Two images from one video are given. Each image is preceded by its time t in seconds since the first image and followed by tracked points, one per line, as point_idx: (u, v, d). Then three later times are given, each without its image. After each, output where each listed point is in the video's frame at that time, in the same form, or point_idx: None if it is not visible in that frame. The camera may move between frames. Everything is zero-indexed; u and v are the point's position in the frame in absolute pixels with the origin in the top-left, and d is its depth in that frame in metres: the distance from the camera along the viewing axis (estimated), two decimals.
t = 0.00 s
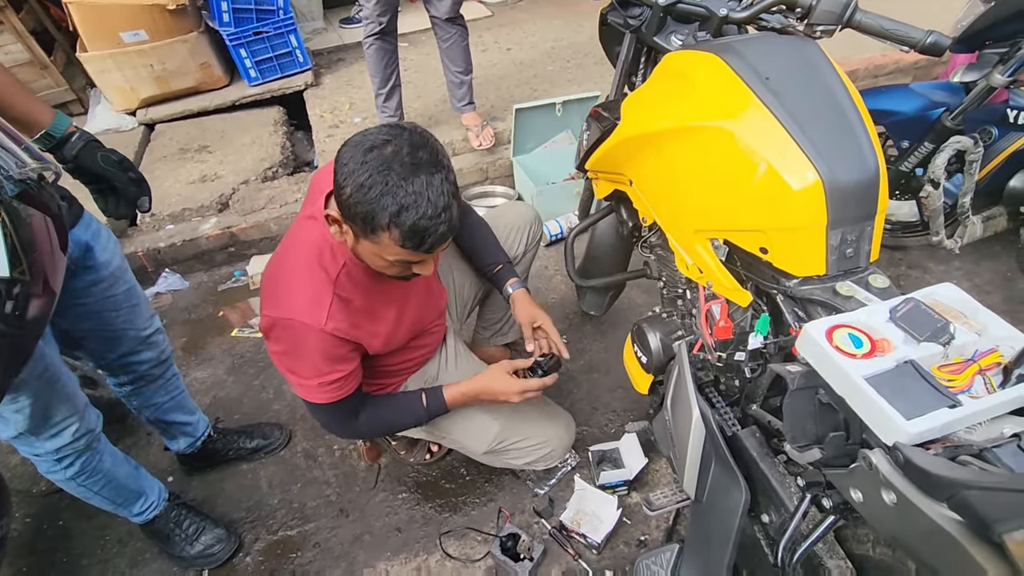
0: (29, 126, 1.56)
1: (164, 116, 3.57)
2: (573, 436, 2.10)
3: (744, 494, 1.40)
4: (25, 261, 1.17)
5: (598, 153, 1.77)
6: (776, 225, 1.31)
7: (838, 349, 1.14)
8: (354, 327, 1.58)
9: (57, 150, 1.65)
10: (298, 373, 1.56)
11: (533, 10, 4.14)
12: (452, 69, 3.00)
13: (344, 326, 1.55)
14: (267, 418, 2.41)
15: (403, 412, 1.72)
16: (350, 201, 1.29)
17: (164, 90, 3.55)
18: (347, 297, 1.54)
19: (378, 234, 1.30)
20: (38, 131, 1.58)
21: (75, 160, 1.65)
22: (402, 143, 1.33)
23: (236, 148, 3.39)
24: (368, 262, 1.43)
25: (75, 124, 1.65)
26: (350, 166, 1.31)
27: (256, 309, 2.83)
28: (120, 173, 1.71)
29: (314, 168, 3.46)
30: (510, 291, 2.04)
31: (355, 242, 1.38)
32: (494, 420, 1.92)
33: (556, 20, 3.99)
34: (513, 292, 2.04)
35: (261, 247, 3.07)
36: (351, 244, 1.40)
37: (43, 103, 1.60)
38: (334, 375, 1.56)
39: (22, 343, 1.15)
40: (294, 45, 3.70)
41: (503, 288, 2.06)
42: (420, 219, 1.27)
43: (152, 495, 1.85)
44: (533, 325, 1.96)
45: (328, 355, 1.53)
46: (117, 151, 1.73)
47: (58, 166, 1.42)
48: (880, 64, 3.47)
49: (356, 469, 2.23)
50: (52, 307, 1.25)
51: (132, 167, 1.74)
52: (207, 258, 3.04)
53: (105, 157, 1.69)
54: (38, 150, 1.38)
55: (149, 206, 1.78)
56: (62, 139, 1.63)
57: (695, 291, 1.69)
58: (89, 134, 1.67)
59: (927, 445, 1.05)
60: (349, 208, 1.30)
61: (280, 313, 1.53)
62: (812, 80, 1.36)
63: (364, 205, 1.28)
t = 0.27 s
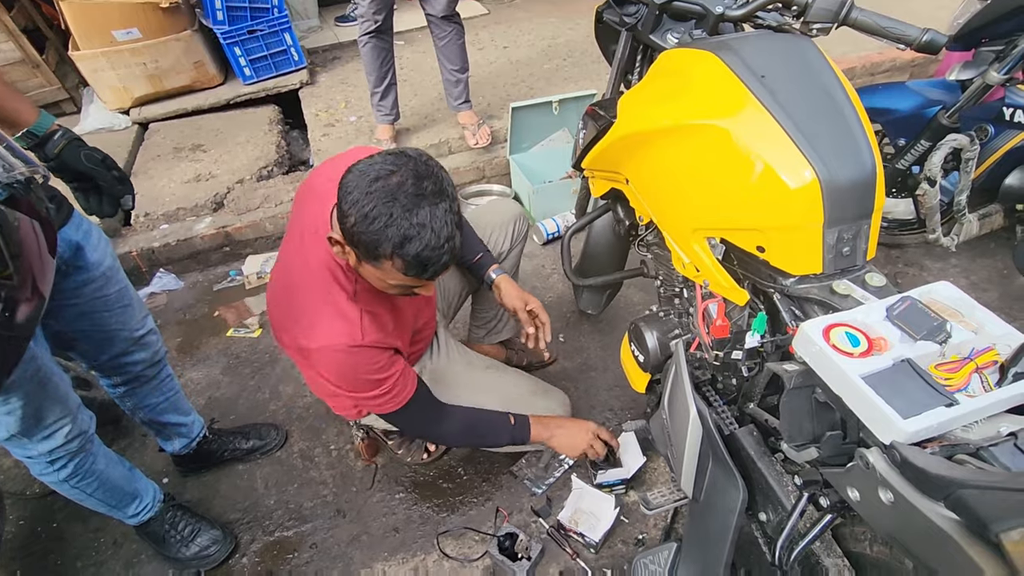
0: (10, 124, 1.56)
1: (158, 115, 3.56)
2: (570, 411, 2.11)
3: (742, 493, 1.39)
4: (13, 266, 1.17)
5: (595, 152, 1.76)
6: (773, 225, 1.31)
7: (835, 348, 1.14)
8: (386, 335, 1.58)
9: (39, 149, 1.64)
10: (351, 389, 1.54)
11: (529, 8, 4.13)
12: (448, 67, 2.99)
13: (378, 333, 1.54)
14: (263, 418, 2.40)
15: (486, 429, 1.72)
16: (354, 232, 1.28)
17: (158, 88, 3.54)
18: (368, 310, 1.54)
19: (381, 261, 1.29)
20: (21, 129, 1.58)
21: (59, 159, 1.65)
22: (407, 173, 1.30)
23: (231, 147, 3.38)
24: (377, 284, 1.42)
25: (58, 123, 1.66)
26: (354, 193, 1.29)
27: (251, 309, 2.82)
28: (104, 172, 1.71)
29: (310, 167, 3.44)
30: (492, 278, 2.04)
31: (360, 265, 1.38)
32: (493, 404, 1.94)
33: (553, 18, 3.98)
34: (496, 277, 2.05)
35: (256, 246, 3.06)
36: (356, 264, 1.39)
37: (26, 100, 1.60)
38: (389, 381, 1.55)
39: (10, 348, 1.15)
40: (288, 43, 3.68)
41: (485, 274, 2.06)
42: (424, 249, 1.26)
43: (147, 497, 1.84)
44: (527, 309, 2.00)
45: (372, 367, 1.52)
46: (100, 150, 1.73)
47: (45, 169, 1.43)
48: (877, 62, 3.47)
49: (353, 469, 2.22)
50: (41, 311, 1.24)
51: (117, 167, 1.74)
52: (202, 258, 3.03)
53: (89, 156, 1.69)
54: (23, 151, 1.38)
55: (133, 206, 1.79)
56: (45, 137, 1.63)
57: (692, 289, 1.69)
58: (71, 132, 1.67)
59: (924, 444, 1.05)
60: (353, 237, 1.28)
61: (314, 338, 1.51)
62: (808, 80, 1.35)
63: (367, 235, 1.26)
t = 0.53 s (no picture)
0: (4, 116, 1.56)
1: (154, 109, 3.55)
2: (568, 392, 2.14)
3: (740, 482, 1.41)
4: (14, 259, 1.17)
5: (595, 145, 1.77)
6: (774, 217, 1.33)
7: (834, 336, 1.15)
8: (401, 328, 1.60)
9: (31, 142, 1.63)
10: (368, 387, 1.54)
11: (527, 3, 4.13)
12: (447, 61, 2.99)
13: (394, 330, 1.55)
14: (263, 412, 2.41)
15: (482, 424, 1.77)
16: (374, 229, 1.27)
17: (154, 82, 3.53)
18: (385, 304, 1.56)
19: (402, 258, 1.30)
20: (14, 121, 1.58)
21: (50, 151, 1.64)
22: (430, 171, 1.31)
23: (229, 141, 3.37)
24: (394, 281, 1.42)
25: (50, 116, 1.66)
26: (376, 191, 1.28)
27: (250, 303, 2.82)
28: (97, 165, 1.72)
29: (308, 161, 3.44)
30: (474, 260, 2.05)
31: (378, 262, 1.38)
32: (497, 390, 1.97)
33: (551, 13, 3.98)
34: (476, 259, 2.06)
35: (254, 241, 3.06)
36: (373, 262, 1.39)
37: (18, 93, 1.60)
38: (404, 378, 1.56)
39: (11, 341, 1.15)
40: (286, 37, 3.68)
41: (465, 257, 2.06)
42: (446, 246, 1.27)
43: (147, 490, 1.85)
44: (505, 290, 2.03)
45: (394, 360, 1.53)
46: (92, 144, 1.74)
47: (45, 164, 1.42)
48: (873, 58, 3.49)
49: (353, 462, 2.23)
50: (41, 304, 1.25)
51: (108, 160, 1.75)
52: (200, 252, 3.03)
53: (81, 150, 1.70)
54: (19, 143, 1.37)
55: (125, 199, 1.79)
56: (37, 130, 1.63)
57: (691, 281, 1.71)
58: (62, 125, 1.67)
59: (921, 430, 1.07)
60: (374, 235, 1.28)
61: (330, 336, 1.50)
62: (813, 76, 1.37)
63: (389, 232, 1.26)
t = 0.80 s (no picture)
0: None
1: (146, 102, 3.53)
2: (563, 391, 2.13)
3: (732, 473, 1.41)
4: None
5: (589, 137, 1.77)
6: (766, 207, 1.33)
7: (826, 328, 1.16)
8: (372, 324, 1.59)
9: (11, 133, 1.61)
10: (321, 377, 1.53)
11: None
12: (441, 55, 2.98)
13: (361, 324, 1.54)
14: (255, 406, 2.40)
15: (414, 450, 1.75)
16: (371, 206, 1.26)
17: (145, 75, 3.50)
18: (361, 297, 1.55)
19: (399, 237, 1.29)
20: None
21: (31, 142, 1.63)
22: (427, 148, 1.32)
23: (221, 135, 3.35)
24: (386, 264, 1.41)
25: (30, 107, 1.63)
26: (372, 167, 1.28)
27: (243, 297, 2.81)
28: (79, 156, 1.73)
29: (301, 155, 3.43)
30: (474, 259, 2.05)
31: (372, 243, 1.37)
32: (490, 387, 1.96)
33: (545, 8, 3.97)
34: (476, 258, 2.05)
35: (247, 235, 3.05)
36: (367, 244, 1.38)
37: None
38: (357, 373, 1.56)
39: None
40: (279, 30, 3.66)
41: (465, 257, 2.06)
42: (444, 224, 1.28)
43: (138, 485, 1.84)
44: (506, 291, 2.01)
45: (351, 357, 1.53)
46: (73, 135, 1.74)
47: (25, 155, 1.45)
48: (867, 54, 3.50)
49: (346, 456, 2.22)
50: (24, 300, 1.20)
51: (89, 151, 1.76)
52: (192, 246, 3.02)
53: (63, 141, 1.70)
54: None
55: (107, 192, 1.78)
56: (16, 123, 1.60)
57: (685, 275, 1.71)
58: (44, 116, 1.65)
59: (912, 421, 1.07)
60: (370, 212, 1.27)
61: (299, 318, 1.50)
62: (807, 65, 1.37)
63: (386, 209, 1.25)
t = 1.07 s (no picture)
0: None
1: (137, 92, 3.51)
2: (555, 404, 2.10)
3: (726, 462, 1.42)
4: None
5: (586, 129, 1.77)
6: (760, 198, 1.34)
7: (821, 317, 1.16)
8: (355, 314, 1.58)
9: None
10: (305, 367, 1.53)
11: None
12: (436, 47, 2.98)
13: (343, 313, 1.53)
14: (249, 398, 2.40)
15: (408, 454, 1.71)
16: (348, 188, 1.26)
17: (136, 65, 3.48)
18: (341, 286, 1.53)
19: (379, 219, 1.28)
20: None
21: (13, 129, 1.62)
22: (403, 128, 1.31)
23: (214, 126, 3.33)
24: (367, 249, 1.41)
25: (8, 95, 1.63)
26: (348, 150, 1.28)
27: (236, 289, 2.80)
28: (58, 145, 1.69)
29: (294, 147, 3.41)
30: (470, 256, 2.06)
31: (352, 229, 1.36)
32: (477, 393, 1.94)
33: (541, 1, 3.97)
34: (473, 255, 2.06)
35: (240, 227, 3.04)
36: (347, 229, 1.38)
37: None
38: (341, 364, 1.55)
39: None
40: (272, 21, 3.64)
41: (462, 253, 2.07)
42: (423, 203, 1.26)
43: (131, 477, 1.83)
44: (500, 290, 2.03)
45: (333, 347, 1.51)
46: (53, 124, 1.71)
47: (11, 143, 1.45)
48: (862, 50, 3.51)
49: (341, 448, 2.22)
50: (16, 287, 1.22)
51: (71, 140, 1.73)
52: (185, 238, 3.00)
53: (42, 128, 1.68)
54: None
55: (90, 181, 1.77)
56: None
57: (680, 266, 1.71)
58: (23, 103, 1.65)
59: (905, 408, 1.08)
60: (348, 194, 1.27)
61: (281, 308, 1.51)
62: (800, 55, 1.37)
63: (364, 191, 1.25)
